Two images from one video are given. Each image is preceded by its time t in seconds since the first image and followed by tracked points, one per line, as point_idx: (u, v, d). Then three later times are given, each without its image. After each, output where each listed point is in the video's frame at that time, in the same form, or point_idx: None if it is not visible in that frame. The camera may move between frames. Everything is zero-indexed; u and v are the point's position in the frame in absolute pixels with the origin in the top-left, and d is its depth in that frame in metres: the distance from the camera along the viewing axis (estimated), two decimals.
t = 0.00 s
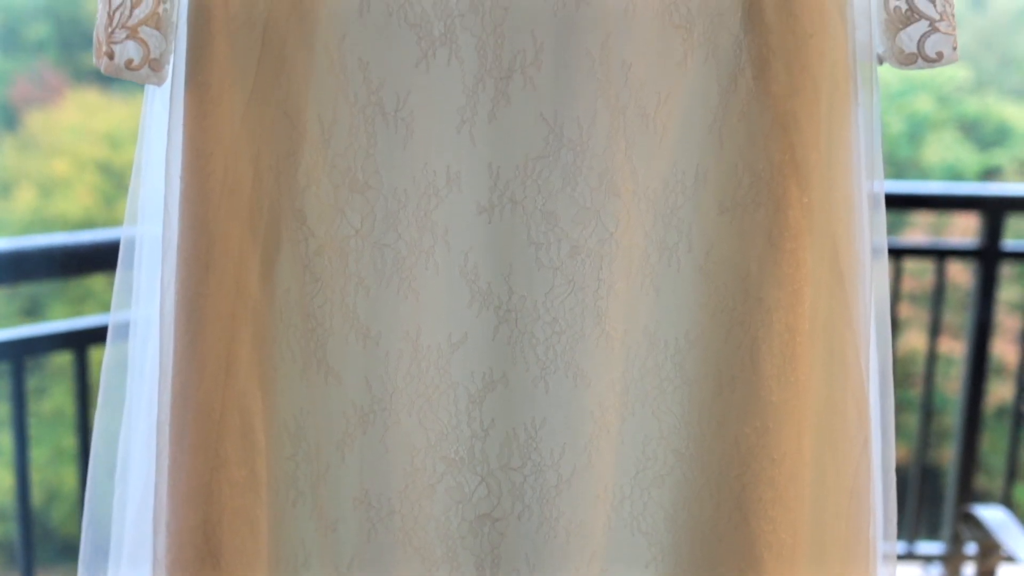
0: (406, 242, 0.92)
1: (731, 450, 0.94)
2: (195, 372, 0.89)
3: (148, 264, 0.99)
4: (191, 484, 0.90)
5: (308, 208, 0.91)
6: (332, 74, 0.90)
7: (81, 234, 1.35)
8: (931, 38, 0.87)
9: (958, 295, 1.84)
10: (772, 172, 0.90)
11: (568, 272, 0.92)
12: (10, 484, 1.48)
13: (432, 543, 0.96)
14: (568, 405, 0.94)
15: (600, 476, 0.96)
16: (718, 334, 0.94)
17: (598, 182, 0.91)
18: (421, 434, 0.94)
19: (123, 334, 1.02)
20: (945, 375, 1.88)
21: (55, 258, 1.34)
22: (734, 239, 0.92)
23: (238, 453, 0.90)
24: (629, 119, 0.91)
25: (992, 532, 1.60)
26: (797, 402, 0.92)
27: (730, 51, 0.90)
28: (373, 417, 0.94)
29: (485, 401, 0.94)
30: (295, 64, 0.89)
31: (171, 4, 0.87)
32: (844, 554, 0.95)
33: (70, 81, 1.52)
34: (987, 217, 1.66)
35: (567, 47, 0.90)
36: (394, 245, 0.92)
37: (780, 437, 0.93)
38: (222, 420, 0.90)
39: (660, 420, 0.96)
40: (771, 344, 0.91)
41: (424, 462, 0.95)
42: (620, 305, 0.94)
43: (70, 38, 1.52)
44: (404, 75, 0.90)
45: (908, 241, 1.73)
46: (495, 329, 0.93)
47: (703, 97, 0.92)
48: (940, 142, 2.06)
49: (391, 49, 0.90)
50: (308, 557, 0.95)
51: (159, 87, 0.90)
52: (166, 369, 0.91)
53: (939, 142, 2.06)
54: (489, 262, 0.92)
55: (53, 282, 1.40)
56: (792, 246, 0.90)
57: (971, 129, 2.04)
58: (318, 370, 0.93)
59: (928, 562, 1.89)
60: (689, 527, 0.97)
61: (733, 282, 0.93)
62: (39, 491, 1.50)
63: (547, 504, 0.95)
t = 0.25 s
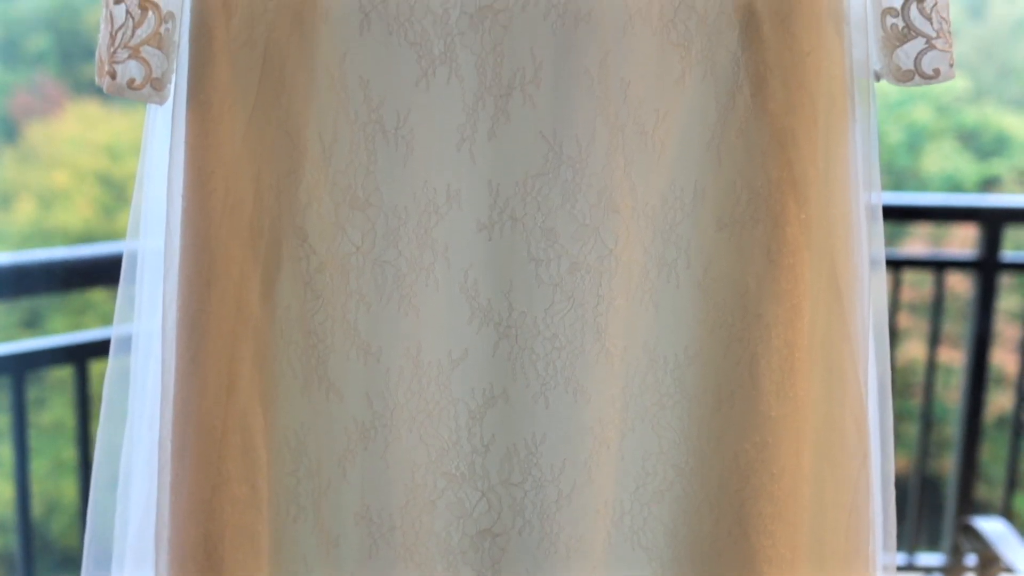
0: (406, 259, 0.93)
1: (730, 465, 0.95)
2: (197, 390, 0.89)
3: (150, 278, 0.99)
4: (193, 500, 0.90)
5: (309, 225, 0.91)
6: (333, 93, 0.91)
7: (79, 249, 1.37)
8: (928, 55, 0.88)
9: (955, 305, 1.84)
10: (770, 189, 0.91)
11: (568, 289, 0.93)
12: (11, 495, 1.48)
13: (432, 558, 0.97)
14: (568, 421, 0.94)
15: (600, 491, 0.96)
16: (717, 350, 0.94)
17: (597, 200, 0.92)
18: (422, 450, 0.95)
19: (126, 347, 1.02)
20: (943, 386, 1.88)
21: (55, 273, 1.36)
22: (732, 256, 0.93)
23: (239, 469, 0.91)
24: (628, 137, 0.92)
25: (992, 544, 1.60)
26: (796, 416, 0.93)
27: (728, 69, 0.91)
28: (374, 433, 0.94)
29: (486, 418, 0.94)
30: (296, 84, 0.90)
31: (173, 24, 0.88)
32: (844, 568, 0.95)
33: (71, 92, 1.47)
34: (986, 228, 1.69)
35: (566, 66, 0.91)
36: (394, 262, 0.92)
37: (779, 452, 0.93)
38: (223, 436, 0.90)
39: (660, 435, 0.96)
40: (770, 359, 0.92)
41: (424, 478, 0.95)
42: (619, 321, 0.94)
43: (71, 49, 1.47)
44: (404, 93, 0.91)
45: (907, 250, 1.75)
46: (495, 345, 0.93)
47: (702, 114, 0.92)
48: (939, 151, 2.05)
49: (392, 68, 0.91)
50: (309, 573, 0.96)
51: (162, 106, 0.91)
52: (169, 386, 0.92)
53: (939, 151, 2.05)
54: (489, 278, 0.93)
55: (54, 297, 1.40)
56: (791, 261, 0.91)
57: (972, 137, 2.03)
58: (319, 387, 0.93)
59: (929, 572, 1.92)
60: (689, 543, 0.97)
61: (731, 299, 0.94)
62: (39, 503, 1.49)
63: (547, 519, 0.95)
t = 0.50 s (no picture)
0: (407, 274, 0.93)
1: (729, 478, 0.95)
2: (199, 405, 0.89)
3: (151, 290, 0.99)
4: (195, 515, 0.90)
5: (310, 241, 0.92)
6: (333, 109, 0.92)
7: (86, 260, 1.41)
8: (925, 71, 0.88)
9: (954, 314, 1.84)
10: (769, 203, 0.91)
11: (567, 303, 0.93)
12: (10, 507, 1.48)
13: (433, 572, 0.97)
14: (567, 435, 0.94)
15: (600, 504, 0.96)
16: (716, 363, 0.95)
17: (596, 215, 0.93)
18: (422, 464, 0.95)
19: (127, 358, 1.03)
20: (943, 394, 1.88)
21: (58, 285, 1.39)
22: (731, 271, 0.93)
23: (241, 483, 0.91)
24: (627, 152, 0.93)
25: (992, 554, 1.59)
26: (796, 430, 0.93)
27: (726, 85, 0.92)
28: (374, 448, 0.94)
29: (486, 431, 0.95)
30: (297, 100, 0.91)
31: (174, 41, 0.88)
32: None
33: (72, 102, 1.44)
34: (984, 238, 1.70)
35: (565, 82, 0.91)
36: (394, 277, 0.93)
37: (779, 465, 0.93)
38: (225, 451, 0.90)
39: (660, 448, 0.97)
40: (769, 373, 0.93)
41: (425, 492, 0.96)
42: (619, 336, 0.95)
43: (71, 59, 1.44)
44: (404, 109, 0.92)
45: (906, 260, 1.77)
46: (495, 360, 0.94)
47: (700, 130, 0.93)
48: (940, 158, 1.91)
49: (392, 84, 0.91)
50: None
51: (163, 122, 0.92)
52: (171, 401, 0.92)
53: (937, 159, 1.93)
54: (489, 293, 0.93)
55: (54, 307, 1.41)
56: (790, 275, 0.92)
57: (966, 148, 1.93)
58: (319, 402, 0.93)
59: None
60: (689, 556, 0.98)
61: (729, 313, 0.94)
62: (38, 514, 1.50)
63: (547, 533, 0.96)
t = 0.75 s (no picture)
0: (407, 290, 0.94)
1: (729, 493, 0.96)
2: (200, 422, 0.90)
3: (152, 301, 1.00)
4: (196, 532, 0.91)
5: (310, 258, 0.92)
6: (333, 127, 0.93)
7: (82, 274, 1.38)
8: (922, 88, 0.89)
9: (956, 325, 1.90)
10: (767, 219, 0.92)
11: (567, 318, 0.93)
12: (10, 517, 1.49)
13: None
14: (567, 450, 0.95)
15: (600, 520, 0.97)
16: (715, 378, 0.96)
17: (596, 231, 0.93)
18: (422, 479, 0.96)
19: (129, 369, 1.03)
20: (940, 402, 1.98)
21: (54, 298, 1.36)
22: (729, 288, 0.94)
23: (241, 499, 0.91)
24: (626, 168, 0.93)
25: (991, 566, 1.57)
26: (796, 446, 0.94)
27: (724, 102, 0.92)
28: (374, 463, 0.95)
29: (486, 446, 0.96)
30: (297, 118, 0.92)
31: (176, 60, 0.89)
32: None
33: (70, 114, 1.62)
34: (982, 248, 1.69)
35: (565, 99, 0.92)
36: (395, 293, 0.93)
37: (778, 481, 0.94)
38: (226, 468, 0.91)
39: (659, 464, 0.97)
40: (768, 389, 0.93)
41: (425, 507, 0.96)
42: (619, 351, 0.95)
43: (70, 69, 1.67)
44: (404, 127, 0.92)
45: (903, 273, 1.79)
46: (495, 375, 0.95)
47: (699, 146, 0.93)
48: (938, 169, 2.33)
49: (392, 102, 0.92)
50: None
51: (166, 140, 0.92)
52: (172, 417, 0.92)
53: (937, 168, 2.33)
54: (489, 308, 0.94)
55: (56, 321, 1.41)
56: (789, 291, 0.92)
57: (968, 156, 2.32)
58: (320, 417, 0.94)
59: None
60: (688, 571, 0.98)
61: (728, 328, 0.95)
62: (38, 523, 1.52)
63: (547, 548, 0.96)
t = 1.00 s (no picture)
0: (407, 304, 0.94)
1: (727, 506, 0.96)
2: (201, 435, 0.90)
3: (153, 312, 1.00)
4: (198, 543, 0.91)
5: (311, 272, 0.93)
6: (334, 142, 0.93)
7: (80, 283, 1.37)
8: (918, 102, 0.90)
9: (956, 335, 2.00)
10: (765, 233, 0.93)
11: (566, 332, 0.94)
12: (10, 525, 1.49)
13: None
14: (566, 462, 0.96)
15: (598, 532, 0.98)
16: (714, 391, 0.96)
17: (595, 245, 0.94)
18: (422, 492, 0.96)
19: (130, 380, 1.02)
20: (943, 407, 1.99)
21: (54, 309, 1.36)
22: (728, 302, 0.95)
23: (242, 512, 0.92)
24: (626, 183, 0.94)
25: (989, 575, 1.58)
26: (793, 458, 0.95)
27: (723, 117, 0.93)
28: (375, 477, 0.95)
29: (486, 460, 0.96)
30: (297, 133, 0.92)
31: (178, 75, 0.89)
32: None
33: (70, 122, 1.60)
34: (981, 257, 1.69)
35: (564, 114, 0.92)
36: (395, 307, 0.94)
37: (775, 494, 0.96)
38: (226, 481, 0.91)
39: (658, 477, 0.97)
40: (766, 402, 0.94)
41: (425, 520, 0.97)
42: (618, 363, 0.96)
43: (70, 79, 1.64)
44: (404, 142, 0.93)
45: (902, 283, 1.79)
46: (494, 389, 0.95)
47: (698, 160, 0.94)
48: (937, 177, 2.35)
49: (392, 117, 0.92)
50: None
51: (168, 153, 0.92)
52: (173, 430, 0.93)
53: (936, 176, 2.35)
54: (489, 322, 0.94)
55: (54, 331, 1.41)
56: (786, 305, 0.93)
57: (966, 164, 2.33)
58: (320, 430, 0.94)
59: None
60: None
61: (727, 342, 0.95)
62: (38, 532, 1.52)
63: (547, 560, 0.97)
